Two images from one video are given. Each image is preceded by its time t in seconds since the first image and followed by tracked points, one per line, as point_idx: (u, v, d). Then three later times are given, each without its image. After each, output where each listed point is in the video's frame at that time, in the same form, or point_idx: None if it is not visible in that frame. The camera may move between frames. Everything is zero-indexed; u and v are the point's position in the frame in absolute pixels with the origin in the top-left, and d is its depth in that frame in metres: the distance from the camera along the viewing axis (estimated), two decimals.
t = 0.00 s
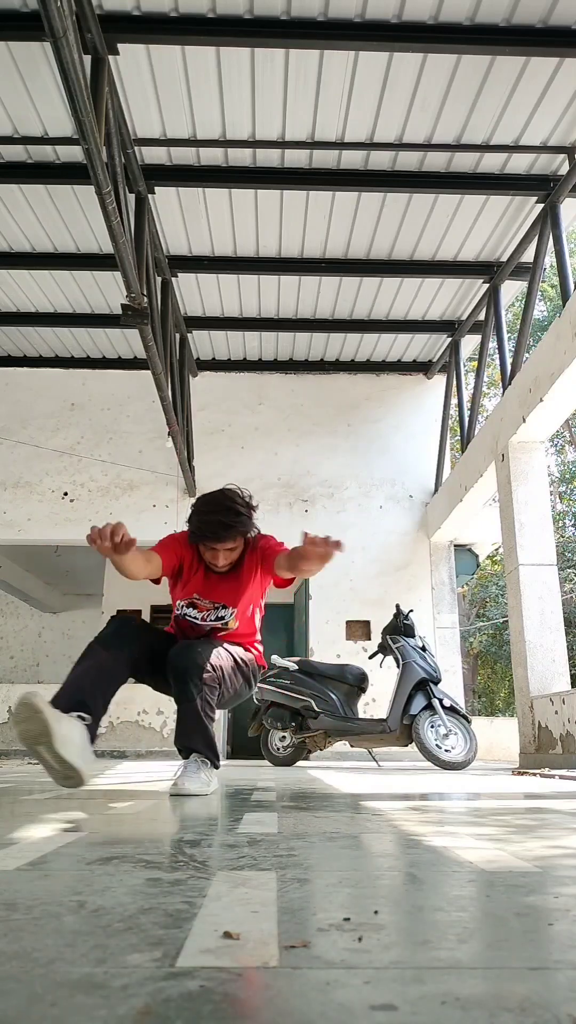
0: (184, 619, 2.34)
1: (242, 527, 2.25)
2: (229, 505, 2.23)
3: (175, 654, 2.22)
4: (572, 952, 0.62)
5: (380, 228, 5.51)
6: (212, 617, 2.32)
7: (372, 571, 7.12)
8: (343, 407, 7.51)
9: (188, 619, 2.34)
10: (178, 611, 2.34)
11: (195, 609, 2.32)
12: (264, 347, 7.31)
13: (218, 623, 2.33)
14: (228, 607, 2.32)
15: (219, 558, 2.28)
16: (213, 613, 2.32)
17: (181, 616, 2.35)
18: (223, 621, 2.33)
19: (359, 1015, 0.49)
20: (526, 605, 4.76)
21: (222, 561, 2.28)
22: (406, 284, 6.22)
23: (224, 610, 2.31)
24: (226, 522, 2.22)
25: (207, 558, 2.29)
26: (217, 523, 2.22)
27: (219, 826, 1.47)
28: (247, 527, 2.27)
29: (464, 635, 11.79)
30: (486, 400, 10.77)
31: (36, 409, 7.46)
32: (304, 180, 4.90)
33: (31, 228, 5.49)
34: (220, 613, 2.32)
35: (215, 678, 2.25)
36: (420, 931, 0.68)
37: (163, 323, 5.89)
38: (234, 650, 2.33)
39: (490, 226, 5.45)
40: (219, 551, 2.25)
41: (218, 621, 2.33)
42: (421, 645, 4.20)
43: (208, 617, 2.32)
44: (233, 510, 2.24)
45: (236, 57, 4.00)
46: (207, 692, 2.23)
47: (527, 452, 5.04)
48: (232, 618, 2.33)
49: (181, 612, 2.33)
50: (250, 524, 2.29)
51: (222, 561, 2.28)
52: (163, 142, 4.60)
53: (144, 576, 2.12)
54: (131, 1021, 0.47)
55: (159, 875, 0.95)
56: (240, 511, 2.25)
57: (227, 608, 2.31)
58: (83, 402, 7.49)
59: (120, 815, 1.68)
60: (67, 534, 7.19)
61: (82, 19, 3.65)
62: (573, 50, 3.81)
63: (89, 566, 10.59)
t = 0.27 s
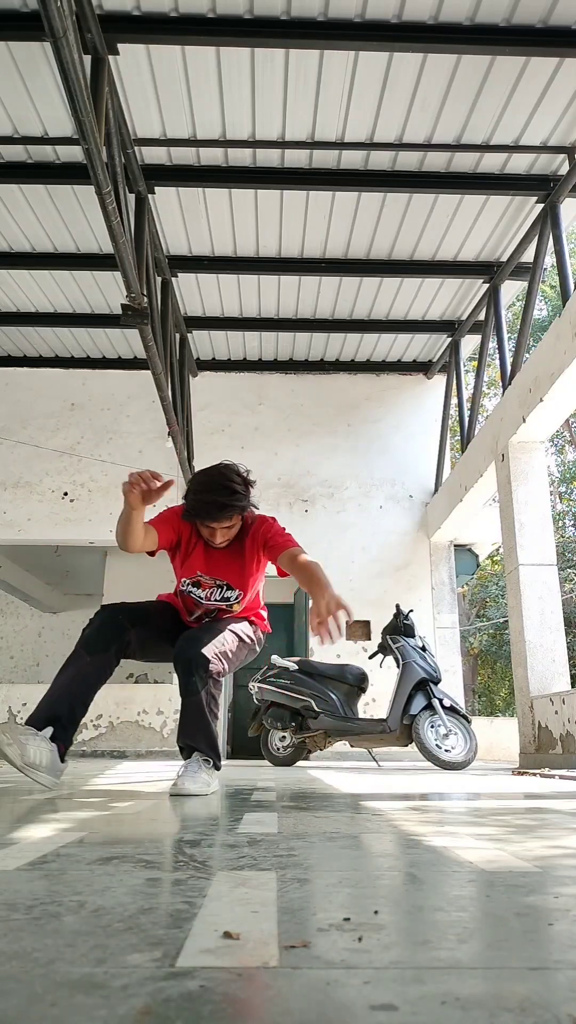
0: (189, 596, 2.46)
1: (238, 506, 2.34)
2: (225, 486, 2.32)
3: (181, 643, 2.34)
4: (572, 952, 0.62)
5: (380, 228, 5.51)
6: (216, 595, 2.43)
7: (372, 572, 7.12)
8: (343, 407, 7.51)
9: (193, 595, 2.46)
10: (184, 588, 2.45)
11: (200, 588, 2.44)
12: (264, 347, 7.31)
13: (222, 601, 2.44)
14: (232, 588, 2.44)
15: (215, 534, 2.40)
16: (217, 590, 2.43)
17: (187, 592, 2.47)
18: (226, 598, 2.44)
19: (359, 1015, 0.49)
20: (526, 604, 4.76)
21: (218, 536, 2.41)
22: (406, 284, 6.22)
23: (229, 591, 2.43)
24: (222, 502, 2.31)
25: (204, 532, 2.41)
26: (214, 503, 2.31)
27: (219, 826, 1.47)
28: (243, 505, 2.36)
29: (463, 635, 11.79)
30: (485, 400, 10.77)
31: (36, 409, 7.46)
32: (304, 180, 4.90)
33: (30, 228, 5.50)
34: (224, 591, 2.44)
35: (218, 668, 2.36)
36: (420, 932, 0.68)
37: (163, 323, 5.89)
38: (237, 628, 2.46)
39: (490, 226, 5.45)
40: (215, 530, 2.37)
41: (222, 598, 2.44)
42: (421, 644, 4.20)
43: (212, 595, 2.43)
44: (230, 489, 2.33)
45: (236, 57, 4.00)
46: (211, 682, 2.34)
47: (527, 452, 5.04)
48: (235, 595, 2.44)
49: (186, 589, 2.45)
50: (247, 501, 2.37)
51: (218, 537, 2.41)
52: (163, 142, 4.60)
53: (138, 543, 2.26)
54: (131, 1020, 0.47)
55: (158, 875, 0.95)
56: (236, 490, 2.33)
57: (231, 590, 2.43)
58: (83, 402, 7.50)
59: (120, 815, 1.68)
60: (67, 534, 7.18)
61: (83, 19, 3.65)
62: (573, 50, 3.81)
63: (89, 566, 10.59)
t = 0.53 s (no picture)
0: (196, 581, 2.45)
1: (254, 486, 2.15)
2: (241, 465, 2.12)
3: (186, 636, 2.37)
4: (572, 952, 0.62)
5: (380, 228, 5.51)
6: (224, 580, 2.43)
7: (372, 572, 7.12)
8: (342, 407, 7.51)
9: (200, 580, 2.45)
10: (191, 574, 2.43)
11: (208, 572, 2.42)
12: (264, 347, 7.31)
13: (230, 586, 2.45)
14: (240, 571, 2.42)
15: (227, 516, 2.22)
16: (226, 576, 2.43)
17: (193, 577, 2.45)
18: (234, 582, 2.45)
19: (359, 1014, 0.49)
20: (526, 604, 4.76)
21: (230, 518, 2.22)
22: (406, 284, 6.22)
23: (236, 575, 2.42)
24: (236, 482, 2.12)
25: (216, 512, 2.22)
26: (228, 482, 2.12)
27: (219, 826, 1.47)
28: (260, 484, 2.16)
29: (463, 635, 11.78)
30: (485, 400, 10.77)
31: (36, 409, 7.46)
32: (304, 180, 4.90)
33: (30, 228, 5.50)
34: (232, 576, 2.43)
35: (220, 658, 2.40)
36: (420, 931, 0.68)
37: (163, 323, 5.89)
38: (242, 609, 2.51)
39: (490, 226, 5.45)
40: (229, 509, 2.18)
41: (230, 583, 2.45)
42: (421, 644, 4.20)
43: (220, 580, 2.43)
44: (246, 467, 2.14)
45: (236, 57, 4.00)
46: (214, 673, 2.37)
47: (527, 452, 5.04)
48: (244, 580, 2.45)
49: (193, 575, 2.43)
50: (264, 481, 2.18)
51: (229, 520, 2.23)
52: (163, 142, 4.60)
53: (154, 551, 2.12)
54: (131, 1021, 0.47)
55: (158, 875, 0.95)
56: (253, 469, 2.13)
57: (239, 573, 2.42)
58: (83, 402, 7.50)
59: (120, 815, 1.68)
60: (67, 534, 7.19)
61: (83, 19, 3.65)
62: (573, 50, 3.81)
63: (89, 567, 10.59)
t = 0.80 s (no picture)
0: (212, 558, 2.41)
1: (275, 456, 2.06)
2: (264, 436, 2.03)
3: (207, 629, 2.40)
4: (572, 953, 0.62)
5: (380, 228, 5.51)
6: (239, 555, 2.39)
7: (372, 572, 7.12)
8: (342, 407, 7.50)
9: (215, 557, 2.40)
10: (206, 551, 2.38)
11: (224, 550, 2.37)
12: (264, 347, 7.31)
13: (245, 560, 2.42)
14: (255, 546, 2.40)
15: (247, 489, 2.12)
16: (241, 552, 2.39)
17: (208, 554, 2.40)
18: (249, 557, 2.42)
19: (359, 1014, 0.49)
20: (526, 604, 4.76)
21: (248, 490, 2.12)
22: (406, 284, 6.21)
23: (251, 551, 2.40)
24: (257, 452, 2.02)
25: (237, 485, 2.12)
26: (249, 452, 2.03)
27: (219, 826, 1.47)
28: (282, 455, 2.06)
29: (464, 635, 11.78)
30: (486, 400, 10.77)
31: (36, 409, 7.46)
32: (304, 180, 4.90)
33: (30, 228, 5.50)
34: (248, 551, 2.40)
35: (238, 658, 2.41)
36: (419, 932, 0.68)
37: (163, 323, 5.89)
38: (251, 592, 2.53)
39: (490, 226, 5.45)
40: (250, 482, 2.08)
41: (244, 557, 2.42)
42: (421, 644, 4.20)
43: (235, 556, 2.40)
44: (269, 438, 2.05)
45: (236, 57, 4.00)
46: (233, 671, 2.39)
47: (527, 452, 5.04)
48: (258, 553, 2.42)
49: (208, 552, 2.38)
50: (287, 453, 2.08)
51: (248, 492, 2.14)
52: (163, 142, 4.60)
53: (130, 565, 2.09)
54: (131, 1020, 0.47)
55: (158, 875, 0.95)
56: (277, 439, 2.04)
57: (254, 548, 2.40)
58: (83, 402, 7.50)
59: (120, 814, 1.68)
60: (67, 534, 7.19)
61: (82, 19, 3.65)
62: (573, 50, 3.81)
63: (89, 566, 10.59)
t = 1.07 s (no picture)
0: (241, 538, 2.27)
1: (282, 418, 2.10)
2: (267, 396, 2.09)
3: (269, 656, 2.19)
4: (572, 953, 0.62)
5: (380, 228, 5.51)
6: (269, 532, 2.27)
7: (372, 572, 7.12)
8: (342, 407, 7.50)
9: (244, 537, 2.27)
10: (235, 531, 2.25)
11: (252, 527, 2.25)
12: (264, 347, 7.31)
13: (275, 538, 2.30)
14: (281, 524, 2.29)
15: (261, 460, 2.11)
16: (270, 528, 2.27)
17: (237, 535, 2.27)
18: (278, 535, 2.30)
19: (359, 1014, 0.49)
20: (526, 604, 4.76)
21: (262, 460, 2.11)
22: (406, 284, 6.21)
23: (278, 527, 2.28)
24: (263, 410, 2.07)
25: (248, 456, 2.12)
26: (256, 413, 2.07)
27: (219, 825, 1.47)
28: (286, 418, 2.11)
29: (464, 635, 11.78)
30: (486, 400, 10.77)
31: (36, 409, 7.46)
32: (304, 180, 4.90)
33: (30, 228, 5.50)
34: (277, 527, 2.29)
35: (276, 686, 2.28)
36: (420, 932, 0.68)
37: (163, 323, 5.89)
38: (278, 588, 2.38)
39: (490, 226, 5.45)
40: (261, 448, 2.09)
41: (273, 536, 2.29)
42: (421, 645, 4.20)
43: (265, 533, 2.28)
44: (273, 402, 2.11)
45: (236, 57, 4.00)
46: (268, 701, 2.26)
47: (527, 452, 5.04)
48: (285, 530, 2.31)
49: (237, 530, 2.26)
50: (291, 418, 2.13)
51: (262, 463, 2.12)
52: (163, 142, 4.60)
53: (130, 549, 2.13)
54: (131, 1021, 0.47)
55: (158, 875, 0.95)
56: (280, 401, 2.10)
57: (280, 525, 2.28)
58: (83, 402, 7.50)
59: (120, 814, 1.68)
60: (67, 534, 7.19)
61: (82, 19, 3.65)
62: (573, 50, 3.81)
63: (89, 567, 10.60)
